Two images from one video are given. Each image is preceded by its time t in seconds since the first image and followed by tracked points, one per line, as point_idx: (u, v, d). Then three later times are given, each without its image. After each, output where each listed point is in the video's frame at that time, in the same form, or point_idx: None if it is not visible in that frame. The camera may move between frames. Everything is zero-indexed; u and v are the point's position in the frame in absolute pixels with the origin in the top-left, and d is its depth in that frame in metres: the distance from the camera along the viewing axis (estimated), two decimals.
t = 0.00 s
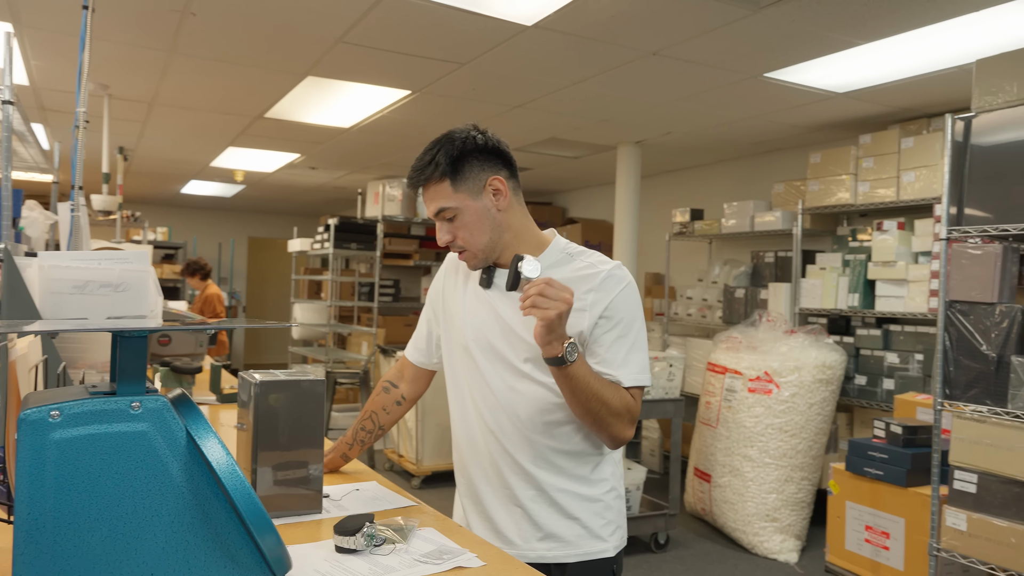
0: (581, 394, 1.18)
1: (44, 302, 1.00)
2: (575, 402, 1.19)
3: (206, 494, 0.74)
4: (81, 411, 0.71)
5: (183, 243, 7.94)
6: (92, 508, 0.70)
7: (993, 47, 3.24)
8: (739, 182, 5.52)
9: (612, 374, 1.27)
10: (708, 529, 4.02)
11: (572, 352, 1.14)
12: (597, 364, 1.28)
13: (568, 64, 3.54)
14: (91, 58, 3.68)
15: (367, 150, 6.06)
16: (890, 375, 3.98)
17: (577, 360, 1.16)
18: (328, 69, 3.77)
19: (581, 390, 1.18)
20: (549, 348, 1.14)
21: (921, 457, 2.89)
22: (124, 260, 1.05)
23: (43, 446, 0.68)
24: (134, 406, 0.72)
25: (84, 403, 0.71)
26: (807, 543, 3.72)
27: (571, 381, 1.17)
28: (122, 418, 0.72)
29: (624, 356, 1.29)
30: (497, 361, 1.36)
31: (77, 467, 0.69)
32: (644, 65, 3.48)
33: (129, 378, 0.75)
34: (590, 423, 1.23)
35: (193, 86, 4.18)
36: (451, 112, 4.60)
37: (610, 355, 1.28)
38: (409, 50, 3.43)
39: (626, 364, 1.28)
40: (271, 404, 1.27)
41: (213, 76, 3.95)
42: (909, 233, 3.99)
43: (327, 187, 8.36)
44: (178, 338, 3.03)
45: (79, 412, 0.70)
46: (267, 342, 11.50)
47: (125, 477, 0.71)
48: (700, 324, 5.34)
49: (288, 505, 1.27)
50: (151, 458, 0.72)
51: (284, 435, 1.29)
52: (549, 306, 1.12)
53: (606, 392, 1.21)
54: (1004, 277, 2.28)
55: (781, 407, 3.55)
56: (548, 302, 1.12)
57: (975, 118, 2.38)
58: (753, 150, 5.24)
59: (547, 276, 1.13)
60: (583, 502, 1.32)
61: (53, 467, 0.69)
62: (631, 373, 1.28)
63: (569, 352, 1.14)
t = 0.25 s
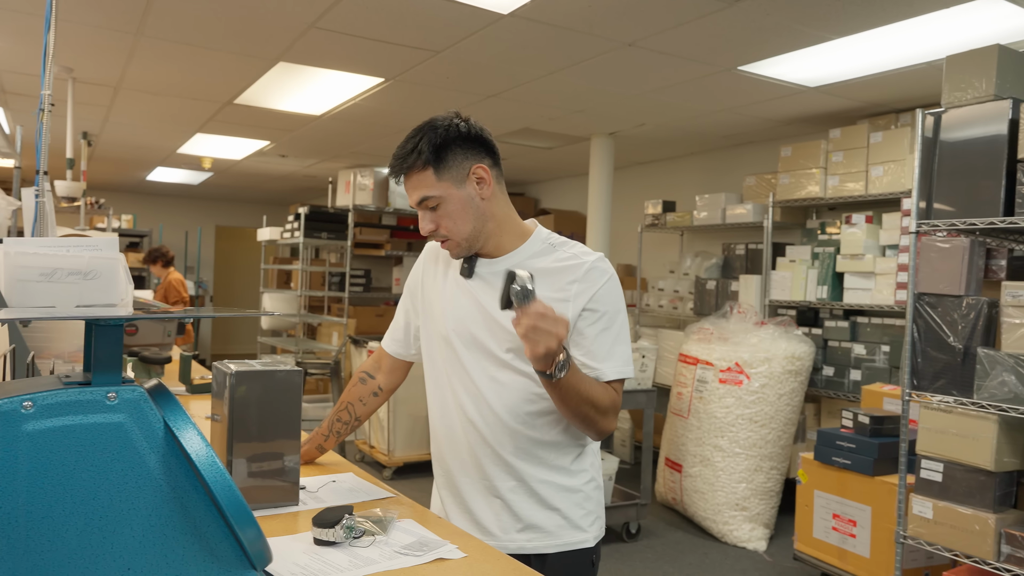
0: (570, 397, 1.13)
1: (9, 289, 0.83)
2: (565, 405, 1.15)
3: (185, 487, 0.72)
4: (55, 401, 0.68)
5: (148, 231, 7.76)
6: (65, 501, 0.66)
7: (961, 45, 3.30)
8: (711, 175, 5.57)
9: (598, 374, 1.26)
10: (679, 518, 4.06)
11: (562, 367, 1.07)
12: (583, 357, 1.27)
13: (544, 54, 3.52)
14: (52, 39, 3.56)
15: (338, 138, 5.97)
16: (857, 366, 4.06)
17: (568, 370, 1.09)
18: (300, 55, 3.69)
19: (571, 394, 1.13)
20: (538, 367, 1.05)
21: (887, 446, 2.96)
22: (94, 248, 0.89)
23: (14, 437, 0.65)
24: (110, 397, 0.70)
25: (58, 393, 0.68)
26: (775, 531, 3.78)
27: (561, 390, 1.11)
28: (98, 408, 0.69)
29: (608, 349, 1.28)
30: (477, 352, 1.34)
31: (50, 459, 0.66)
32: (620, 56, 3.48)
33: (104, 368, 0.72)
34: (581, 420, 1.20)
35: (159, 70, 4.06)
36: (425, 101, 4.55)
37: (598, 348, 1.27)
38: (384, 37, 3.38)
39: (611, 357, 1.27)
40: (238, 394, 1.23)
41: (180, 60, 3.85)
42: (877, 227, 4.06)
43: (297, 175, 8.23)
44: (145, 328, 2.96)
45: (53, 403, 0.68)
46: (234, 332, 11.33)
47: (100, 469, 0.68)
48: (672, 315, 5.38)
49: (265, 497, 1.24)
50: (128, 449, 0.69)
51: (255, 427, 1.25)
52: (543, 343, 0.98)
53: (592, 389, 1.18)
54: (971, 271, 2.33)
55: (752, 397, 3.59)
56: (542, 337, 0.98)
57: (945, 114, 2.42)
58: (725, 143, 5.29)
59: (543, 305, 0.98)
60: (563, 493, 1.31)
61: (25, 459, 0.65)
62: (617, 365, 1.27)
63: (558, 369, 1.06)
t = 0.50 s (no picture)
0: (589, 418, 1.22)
1: None
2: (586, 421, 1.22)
3: (169, 489, 0.72)
4: (39, 403, 0.67)
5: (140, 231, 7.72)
6: (47, 504, 0.66)
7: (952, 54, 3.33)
8: (703, 180, 5.59)
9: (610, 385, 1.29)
10: (669, 523, 4.06)
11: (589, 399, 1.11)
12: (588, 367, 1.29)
13: (538, 58, 3.53)
14: (44, 38, 3.54)
15: (332, 140, 5.96)
16: (847, 372, 4.08)
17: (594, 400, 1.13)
18: (293, 56, 3.69)
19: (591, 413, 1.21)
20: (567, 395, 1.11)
21: (877, 452, 2.97)
22: (82, 249, 0.90)
23: None
24: (94, 399, 0.70)
25: (42, 395, 0.67)
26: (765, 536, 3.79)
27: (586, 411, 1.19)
28: (82, 411, 0.69)
29: (612, 359, 1.32)
30: (469, 358, 1.34)
31: (33, 461, 0.66)
32: (614, 61, 3.49)
33: (88, 370, 0.72)
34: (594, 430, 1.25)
35: (152, 70, 4.05)
36: (419, 104, 4.55)
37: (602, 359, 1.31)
38: (378, 40, 3.38)
39: (616, 367, 1.31)
40: (230, 396, 1.23)
41: (173, 60, 3.84)
42: (867, 233, 4.08)
43: (290, 176, 8.22)
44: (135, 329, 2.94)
45: (37, 405, 0.67)
46: (226, 333, 11.28)
47: (84, 471, 0.68)
48: (664, 320, 5.39)
49: (252, 500, 1.23)
50: (112, 452, 0.69)
51: (245, 427, 1.25)
52: (579, 386, 1.07)
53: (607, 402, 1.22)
54: (960, 278, 2.33)
55: (742, 403, 3.60)
56: (579, 383, 1.07)
57: (934, 123, 2.44)
58: (718, 149, 5.31)
59: (583, 356, 1.06)
60: (552, 500, 1.31)
61: (7, 462, 0.65)
62: (622, 376, 1.31)
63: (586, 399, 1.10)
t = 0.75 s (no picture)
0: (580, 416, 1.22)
1: None
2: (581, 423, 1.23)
3: (157, 484, 0.73)
4: (30, 399, 0.69)
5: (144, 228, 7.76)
6: (37, 498, 0.67)
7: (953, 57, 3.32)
8: (706, 182, 5.59)
9: (603, 385, 1.29)
10: (669, 524, 4.06)
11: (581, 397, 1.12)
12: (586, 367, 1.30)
13: (539, 59, 3.54)
14: (48, 37, 3.56)
15: (335, 140, 5.98)
16: (848, 374, 4.08)
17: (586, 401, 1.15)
18: (296, 56, 3.71)
19: (582, 411, 1.21)
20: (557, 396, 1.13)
21: (875, 455, 2.97)
22: (81, 246, 0.89)
23: None
24: (84, 395, 0.71)
25: (33, 391, 0.69)
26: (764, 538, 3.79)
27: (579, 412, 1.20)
28: (72, 407, 0.70)
29: (609, 359, 1.32)
30: (473, 358, 1.33)
31: (24, 455, 0.67)
32: (615, 63, 3.50)
33: (78, 366, 0.73)
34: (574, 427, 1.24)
35: (156, 69, 4.08)
36: (422, 104, 4.56)
37: (600, 357, 1.32)
38: (379, 40, 3.39)
39: (614, 368, 1.31)
40: (231, 394, 1.24)
41: (177, 60, 3.86)
42: (869, 236, 4.08)
43: (294, 175, 8.24)
44: (137, 327, 2.96)
45: (28, 400, 0.69)
46: (230, 331, 11.32)
47: (73, 465, 0.69)
48: (665, 321, 5.39)
49: (246, 497, 1.25)
50: (101, 447, 0.70)
51: (245, 425, 1.26)
52: (564, 384, 1.09)
53: (595, 400, 1.22)
54: (957, 281, 2.34)
55: (742, 405, 3.60)
56: (564, 381, 1.09)
57: (933, 126, 2.44)
58: (720, 150, 5.31)
59: (564, 353, 1.08)
60: (556, 500, 1.31)
61: None
62: (618, 376, 1.31)
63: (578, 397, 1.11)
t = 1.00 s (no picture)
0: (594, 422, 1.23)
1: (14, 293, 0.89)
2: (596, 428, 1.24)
3: (167, 488, 0.75)
4: (44, 404, 0.70)
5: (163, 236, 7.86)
6: (50, 501, 0.69)
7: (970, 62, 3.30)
8: (720, 188, 5.57)
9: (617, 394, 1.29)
10: (683, 532, 4.04)
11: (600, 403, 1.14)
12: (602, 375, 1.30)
13: (552, 66, 3.55)
14: (70, 48, 3.63)
15: (350, 147, 6.04)
16: (864, 382, 4.04)
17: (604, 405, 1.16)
18: (311, 65, 3.75)
19: (595, 418, 1.21)
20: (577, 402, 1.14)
21: (891, 463, 2.94)
22: (96, 253, 0.93)
23: (2, 438, 0.68)
24: (96, 401, 0.73)
25: (47, 396, 0.71)
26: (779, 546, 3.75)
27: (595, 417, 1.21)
28: (84, 412, 0.72)
29: (623, 368, 1.33)
30: (487, 366, 1.34)
31: (38, 459, 0.69)
32: (627, 69, 3.50)
33: (91, 372, 0.75)
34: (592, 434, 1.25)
35: (174, 79, 4.14)
36: (436, 111, 4.60)
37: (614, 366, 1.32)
38: (393, 48, 3.42)
39: (628, 377, 1.31)
40: (251, 399, 1.27)
41: (195, 69, 3.92)
42: (885, 242, 4.04)
43: (310, 183, 8.31)
44: (154, 332, 3.00)
45: (41, 405, 0.70)
46: (248, 337, 11.41)
47: (85, 470, 0.71)
48: (680, 327, 5.37)
49: (257, 501, 1.27)
50: (113, 452, 0.72)
51: (261, 430, 1.28)
52: (587, 386, 1.11)
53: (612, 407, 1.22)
54: (972, 288, 2.32)
55: (757, 412, 3.58)
56: (588, 383, 1.10)
57: (948, 131, 2.43)
58: (735, 156, 5.29)
59: (586, 356, 1.10)
60: (570, 509, 1.31)
61: (12, 459, 0.68)
62: (632, 386, 1.31)
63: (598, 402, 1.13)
